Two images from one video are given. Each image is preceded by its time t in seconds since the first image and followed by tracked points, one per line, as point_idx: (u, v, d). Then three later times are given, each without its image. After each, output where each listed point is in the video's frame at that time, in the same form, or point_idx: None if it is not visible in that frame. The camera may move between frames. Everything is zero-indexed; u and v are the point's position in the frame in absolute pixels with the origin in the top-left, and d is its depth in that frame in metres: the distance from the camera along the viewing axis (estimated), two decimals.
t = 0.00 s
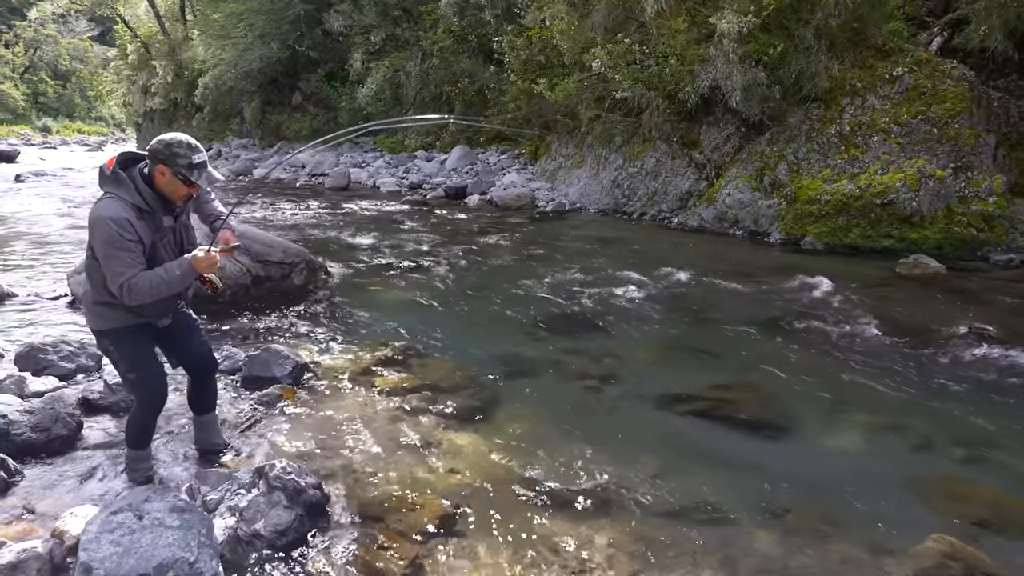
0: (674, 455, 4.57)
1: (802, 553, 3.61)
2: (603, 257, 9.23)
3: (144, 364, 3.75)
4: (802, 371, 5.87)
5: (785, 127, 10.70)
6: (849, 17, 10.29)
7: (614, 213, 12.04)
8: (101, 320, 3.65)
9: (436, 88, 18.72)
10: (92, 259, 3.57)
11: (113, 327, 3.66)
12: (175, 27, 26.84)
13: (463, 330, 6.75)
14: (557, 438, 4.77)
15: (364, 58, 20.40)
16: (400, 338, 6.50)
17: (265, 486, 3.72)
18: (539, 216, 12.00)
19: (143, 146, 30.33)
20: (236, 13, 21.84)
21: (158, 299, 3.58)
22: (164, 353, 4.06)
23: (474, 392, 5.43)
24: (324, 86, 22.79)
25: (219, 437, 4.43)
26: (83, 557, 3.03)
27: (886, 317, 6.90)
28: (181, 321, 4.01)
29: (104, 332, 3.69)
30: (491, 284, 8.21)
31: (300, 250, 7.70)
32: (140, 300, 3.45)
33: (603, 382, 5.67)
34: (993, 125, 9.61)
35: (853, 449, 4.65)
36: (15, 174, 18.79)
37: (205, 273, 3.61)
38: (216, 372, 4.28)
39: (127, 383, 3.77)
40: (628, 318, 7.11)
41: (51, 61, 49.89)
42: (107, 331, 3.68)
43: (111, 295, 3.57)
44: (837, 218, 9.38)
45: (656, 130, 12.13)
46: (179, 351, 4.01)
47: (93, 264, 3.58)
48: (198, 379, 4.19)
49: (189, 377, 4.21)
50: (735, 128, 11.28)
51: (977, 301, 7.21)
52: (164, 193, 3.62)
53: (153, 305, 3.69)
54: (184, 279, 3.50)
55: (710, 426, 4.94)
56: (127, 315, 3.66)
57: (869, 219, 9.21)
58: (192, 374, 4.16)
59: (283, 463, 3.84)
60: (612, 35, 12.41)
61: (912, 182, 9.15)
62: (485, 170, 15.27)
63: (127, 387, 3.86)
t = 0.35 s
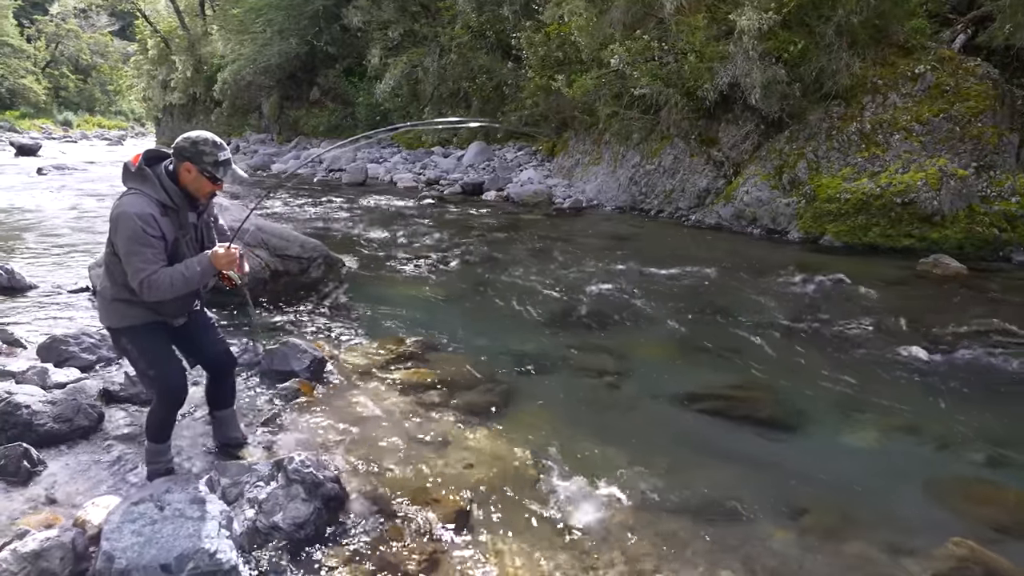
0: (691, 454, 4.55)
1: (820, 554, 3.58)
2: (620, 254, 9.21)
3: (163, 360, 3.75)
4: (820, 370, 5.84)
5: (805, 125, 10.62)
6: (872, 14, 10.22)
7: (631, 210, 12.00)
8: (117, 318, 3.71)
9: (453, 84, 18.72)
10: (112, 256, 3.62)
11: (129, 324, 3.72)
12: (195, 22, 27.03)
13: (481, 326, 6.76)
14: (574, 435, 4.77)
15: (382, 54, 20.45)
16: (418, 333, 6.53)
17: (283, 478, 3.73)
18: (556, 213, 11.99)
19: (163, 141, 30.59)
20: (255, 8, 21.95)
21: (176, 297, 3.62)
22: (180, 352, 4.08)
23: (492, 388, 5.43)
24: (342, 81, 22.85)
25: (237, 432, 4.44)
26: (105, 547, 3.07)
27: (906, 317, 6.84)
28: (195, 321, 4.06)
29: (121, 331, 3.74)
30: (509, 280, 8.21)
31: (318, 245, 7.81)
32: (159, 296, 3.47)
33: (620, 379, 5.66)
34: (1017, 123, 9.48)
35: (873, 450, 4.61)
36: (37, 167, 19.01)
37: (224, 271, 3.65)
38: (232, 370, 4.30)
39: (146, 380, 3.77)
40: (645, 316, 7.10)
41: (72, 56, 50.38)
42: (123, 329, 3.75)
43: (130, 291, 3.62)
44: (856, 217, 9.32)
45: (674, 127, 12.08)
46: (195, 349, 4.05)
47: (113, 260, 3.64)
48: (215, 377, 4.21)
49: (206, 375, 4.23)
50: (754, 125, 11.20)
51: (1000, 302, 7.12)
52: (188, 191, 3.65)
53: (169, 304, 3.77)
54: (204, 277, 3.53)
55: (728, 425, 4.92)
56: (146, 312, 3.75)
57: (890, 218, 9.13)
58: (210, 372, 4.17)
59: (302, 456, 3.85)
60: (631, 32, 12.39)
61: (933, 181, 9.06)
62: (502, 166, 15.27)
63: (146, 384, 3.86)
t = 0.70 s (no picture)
0: (705, 456, 4.54)
1: (834, 559, 3.56)
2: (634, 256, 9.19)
3: (179, 359, 3.79)
4: (835, 373, 5.80)
5: (822, 127, 10.55)
6: (891, 16, 10.18)
7: (645, 211, 11.97)
8: (132, 317, 3.75)
9: (469, 84, 18.75)
10: (129, 255, 3.67)
11: (144, 323, 3.76)
12: (212, 21, 27.23)
13: (496, 326, 6.77)
14: (587, 436, 4.76)
15: (398, 53, 20.52)
16: (433, 332, 6.54)
17: (298, 476, 3.74)
18: (570, 214, 11.99)
19: (179, 139, 30.81)
20: (273, 7, 22.08)
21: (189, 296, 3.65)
22: (196, 351, 4.12)
23: (506, 388, 5.44)
24: (358, 81, 22.94)
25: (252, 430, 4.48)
26: (123, 541, 3.09)
27: (923, 321, 6.79)
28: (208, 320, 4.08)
29: (136, 331, 3.78)
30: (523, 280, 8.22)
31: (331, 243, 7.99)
32: (171, 296, 3.50)
33: (634, 381, 5.64)
34: None
35: (889, 455, 4.57)
36: (56, 164, 19.21)
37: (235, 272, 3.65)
38: (246, 369, 4.32)
39: (162, 379, 3.81)
40: (659, 317, 7.08)
41: (91, 54, 50.84)
42: (138, 328, 3.79)
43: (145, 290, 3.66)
44: (873, 220, 9.25)
45: (690, 128, 12.04)
46: (210, 349, 4.09)
47: (129, 258, 3.68)
48: (229, 376, 4.24)
49: (220, 374, 4.25)
50: (770, 127, 11.14)
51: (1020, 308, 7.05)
52: (205, 190, 3.68)
53: (184, 303, 3.81)
54: (216, 278, 3.55)
55: (742, 428, 4.90)
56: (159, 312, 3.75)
57: (907, 222, 9.05)
58: (224, 371, 4.20)
59: (317, 455, 3.86)
60: (647, 33, 12.37)
61: (952, 185, 8.97)
62: (516, 167, 15.27)
63: (162, 383, 3.89)
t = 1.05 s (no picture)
0: (713, 459, 4.53)
1: (843, 565, 3.54)
2: (644, 258, 9.17)
3: (191, 356, 3.81)
4: (846, 378, 5.77)
5: (834, 131, 10.51)
6: (905, 19, 10.17)
7: (656, 214, 11.95)
8: (145, 315, 3.79)
9: (480, 86, 18.77)
10: (138, 257, 3.71)
11: (157, 322, 3.80)
12: (226, 22, 27.37)
13: (505, 328, 6.78)
14: (596, 439, 4.76)
15: (410, 54, 20.57)
16: (443, 333, 6.56)
17: (308, 475, 3.75)
18: (581, 216, 11.98)
19: (192, 138, 30.99)
20: (286, 8, 22.19)
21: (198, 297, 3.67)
22: (208, 349, 4.14)
23: (515, 391, 5.44)
24: (370, 81, 23.00)
25: (262, 428, 4.49)
26: (134, 538, 3.11)
27: (935, 327, 6.73)
28: (220, 319, 4.11)
29: (149, 328, 3.81)
30: (532, 282, 8.22)
31: (344, 244, 8.04)
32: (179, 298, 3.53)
33: (643, 384, 5.63)
34: None
35: (898, 461, 4.54)
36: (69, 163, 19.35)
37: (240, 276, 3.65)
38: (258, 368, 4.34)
39: (173, 376, 3.83)
40: (669, 320, 7.06)
41: (106, 53, 51.20)
42: (151, 326, 3.82)
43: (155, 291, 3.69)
44: (886, 225, 9.21)
45: (701, 131, 12.01)
46: (221, 347, 4.11)
47: (139, 259, 3.72)
48: (241, 375, 4.26)
49: (232, 373, 4.28)
50: (782, 131, 11.10)
51: None
52: (211, 191, 3.70)
53: (195, 302, 3.84)
54: (222, 279, 3.56)
55: (751, 432, 4.88)
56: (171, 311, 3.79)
57: (920, 227, 8.99)
58: (236, 369, 4.22)
59: (326, 454, 3.89)
60: (659, 35, 12.41)
61: (965, 190, 8.88)
62: (527, 168, 15.27)
63: (174, 381, 3.92)
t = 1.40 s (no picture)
0: (722, 462, 4.52)
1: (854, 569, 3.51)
2: (653, 260, 9.16)
3: (201, 355, 3.84)
4: (855, 381, 5.75)
5: (845, 133, 10.46)
6: (917, 21, 10.12)
7: (665, 216, 11.93)
8: (155, 314, 3.81)
9: (490, 87, 18.81)
10: (148, 256, 3.73)
11: (166, 321, 3.82)
12: (237, 23, 27.52)
13: (514, 330, 6.78)
14: (604, 440, 4.75)
15: (420, 56, 20.62)
16: (452, 334, 6.57)
17: (317, 475, 3.76)
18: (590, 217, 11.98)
19: (203, 138, 31.16)
20: (297, 10, 22.27)
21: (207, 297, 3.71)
22: (218, 349, 4.17)
23: (524, 392, 5.44)
24: (379, 83, 23.07)
25: (272, 428, 4.51)
26: (144, 536, 3.13)
27: (945, 330, 6.70)
28: (231, 319, 4.13)
29: (160, 326, 3.84)
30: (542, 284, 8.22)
31: (352, 244, 8.07)
32: (187, 298, 3.56)
33: (653, 386, 5.63)
34: None
35: (909, 465, 4.51)
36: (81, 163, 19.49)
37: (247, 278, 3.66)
38: (268, 368, 4.37)
39: (183, 375, 3.85)
40: (678, 322, 7.06)
41: (118, 55, 51.56)
42: (162, 325, 3.85)
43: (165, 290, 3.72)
44: (897, 227, 9.16)
45: (711, 132, 11.99)
46: (232, 347, 4.13)
47: (149, 259, 3.76)
48: (251, 374, 4.28)
49: (242, 373, 4.30)
50: (793, 133, 11.06)
51: None
52: (219, 191, 3.71)
53: (204, 302, 3.85)
54: (229, 281, 3.59)
55: (761, 435, 4.86)
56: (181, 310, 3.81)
57: (931, 229, 8.93)
58: (246, 369, 4.24)
59: (335, 454, 3.90)
60: (669, 37, 12.42)
61: (977, 192, 8.83)
62: (536, 170, 15.27)
63: (184, 379, 3.94)
